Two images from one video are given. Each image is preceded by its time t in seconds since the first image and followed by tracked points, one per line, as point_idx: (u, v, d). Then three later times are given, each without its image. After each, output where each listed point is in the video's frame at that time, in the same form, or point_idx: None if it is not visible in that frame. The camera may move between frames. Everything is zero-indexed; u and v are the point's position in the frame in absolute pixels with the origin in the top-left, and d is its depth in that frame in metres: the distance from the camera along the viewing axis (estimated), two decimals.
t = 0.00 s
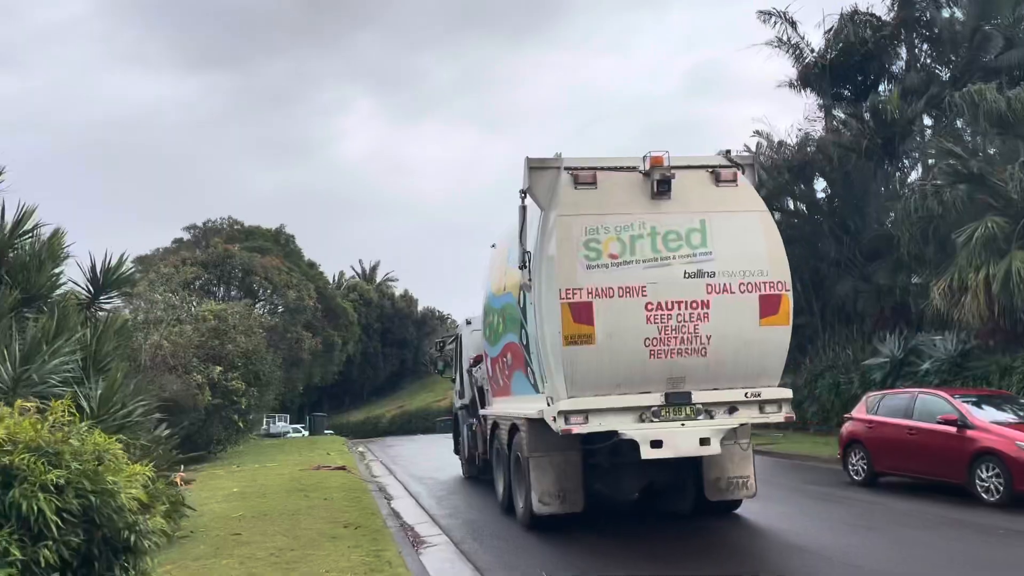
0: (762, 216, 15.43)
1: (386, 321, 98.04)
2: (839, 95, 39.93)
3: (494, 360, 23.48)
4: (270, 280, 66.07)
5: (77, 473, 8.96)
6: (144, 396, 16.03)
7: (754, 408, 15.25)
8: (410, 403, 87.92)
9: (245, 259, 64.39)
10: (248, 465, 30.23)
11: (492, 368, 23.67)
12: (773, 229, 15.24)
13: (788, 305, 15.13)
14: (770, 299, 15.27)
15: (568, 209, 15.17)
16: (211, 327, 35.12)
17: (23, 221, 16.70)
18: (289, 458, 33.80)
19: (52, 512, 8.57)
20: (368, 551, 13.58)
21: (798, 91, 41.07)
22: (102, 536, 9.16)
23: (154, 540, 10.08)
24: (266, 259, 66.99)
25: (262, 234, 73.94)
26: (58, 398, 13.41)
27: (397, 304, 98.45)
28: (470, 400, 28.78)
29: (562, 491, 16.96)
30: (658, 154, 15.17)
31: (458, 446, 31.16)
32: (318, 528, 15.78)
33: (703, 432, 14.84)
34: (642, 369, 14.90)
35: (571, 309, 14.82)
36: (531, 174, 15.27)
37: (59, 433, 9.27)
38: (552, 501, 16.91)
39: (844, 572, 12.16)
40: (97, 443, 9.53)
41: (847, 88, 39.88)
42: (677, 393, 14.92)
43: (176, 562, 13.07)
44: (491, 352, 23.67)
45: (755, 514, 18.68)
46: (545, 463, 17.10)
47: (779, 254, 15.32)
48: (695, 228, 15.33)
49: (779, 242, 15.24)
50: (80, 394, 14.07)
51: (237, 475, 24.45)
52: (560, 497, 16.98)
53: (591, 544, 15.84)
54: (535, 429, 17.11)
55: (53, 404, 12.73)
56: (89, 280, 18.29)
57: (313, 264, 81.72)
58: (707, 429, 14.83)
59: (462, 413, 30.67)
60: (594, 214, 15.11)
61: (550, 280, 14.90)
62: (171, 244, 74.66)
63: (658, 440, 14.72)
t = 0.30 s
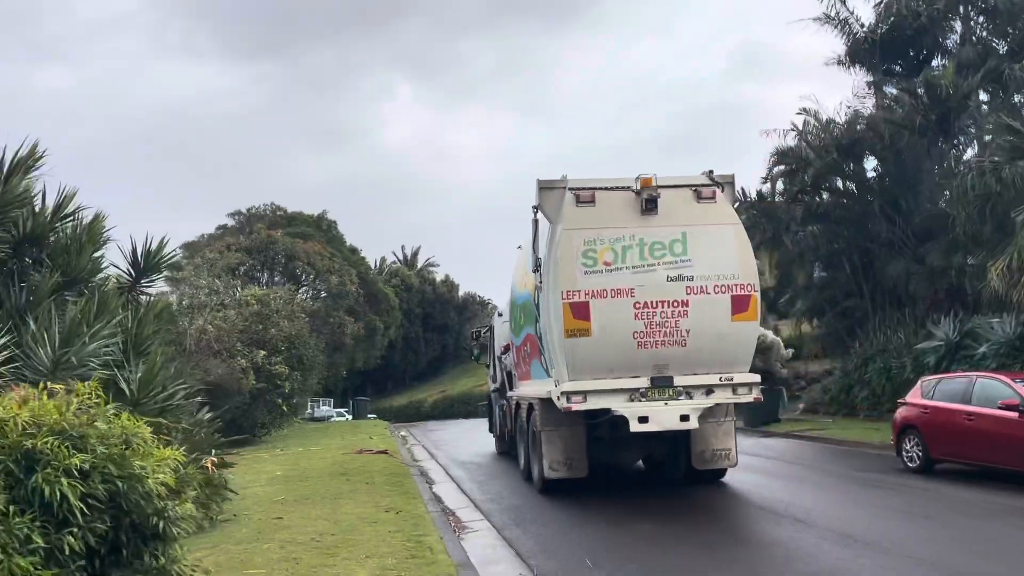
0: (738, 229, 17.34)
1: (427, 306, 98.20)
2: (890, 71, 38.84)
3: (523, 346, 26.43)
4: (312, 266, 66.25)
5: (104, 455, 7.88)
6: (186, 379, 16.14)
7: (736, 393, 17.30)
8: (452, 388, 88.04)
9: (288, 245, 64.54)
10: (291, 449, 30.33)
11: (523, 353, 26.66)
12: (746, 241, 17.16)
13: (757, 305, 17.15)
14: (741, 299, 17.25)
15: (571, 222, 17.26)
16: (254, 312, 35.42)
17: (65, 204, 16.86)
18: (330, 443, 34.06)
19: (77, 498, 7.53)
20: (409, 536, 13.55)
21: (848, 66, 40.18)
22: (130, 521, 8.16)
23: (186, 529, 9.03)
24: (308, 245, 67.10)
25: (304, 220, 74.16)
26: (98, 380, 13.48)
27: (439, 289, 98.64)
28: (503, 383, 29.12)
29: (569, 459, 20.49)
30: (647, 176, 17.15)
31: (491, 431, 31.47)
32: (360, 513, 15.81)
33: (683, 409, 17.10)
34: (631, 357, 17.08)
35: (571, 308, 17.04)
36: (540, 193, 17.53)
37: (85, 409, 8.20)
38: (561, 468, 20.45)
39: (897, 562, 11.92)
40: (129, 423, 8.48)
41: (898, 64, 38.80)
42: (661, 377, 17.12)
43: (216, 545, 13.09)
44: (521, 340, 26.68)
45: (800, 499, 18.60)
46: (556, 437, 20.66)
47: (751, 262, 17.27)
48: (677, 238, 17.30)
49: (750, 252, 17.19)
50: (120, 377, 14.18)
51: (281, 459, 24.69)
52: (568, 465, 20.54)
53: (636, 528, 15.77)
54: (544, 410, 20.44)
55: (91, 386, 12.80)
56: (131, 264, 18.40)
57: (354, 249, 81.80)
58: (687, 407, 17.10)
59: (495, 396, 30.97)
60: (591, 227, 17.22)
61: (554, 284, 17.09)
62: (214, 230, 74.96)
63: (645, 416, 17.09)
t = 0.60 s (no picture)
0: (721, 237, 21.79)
1: (461, 292, 98.30)
2: (937, 48, 38.61)
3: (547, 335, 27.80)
4: (348, 252, 66.37)
5: (130, 446, 7.53)
6: (221, 364, 16.17)
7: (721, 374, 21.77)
8: (487, 374, 88.10)
9: (323, 231, 64.68)
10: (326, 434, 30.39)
11: (547, 340, 27.98)
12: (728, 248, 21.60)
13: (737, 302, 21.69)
14: (723, 296, 21.86)
15: (582, 234, 21.87)
16: (290, 297, 35.57)
17: (100, 190, 16.95)
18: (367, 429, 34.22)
19: (101, 487, 7.20)
20: (444, 525, 13.46)
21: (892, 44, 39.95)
22: (157, 515, 7.77)
23: (216, 525, 8.65)
24: (344, 231, 67.18)
25: (339, 207, 74.28)
26: (130, 366, 13.49)
27: (472, 275, 98.80)
28: (531, 366, 29.41)
29: (581, 432, 25.99)
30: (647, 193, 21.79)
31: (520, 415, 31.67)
32: (396, 499, 15.78)
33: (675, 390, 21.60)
34: (632, 344, 21.69)
35: (582, 303, 21.66)
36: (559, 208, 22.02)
37: (110, 399, 7.87)
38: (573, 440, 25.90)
39: (949, 556, 11.72)
40: (153, 414, 8.17)
41: (945, 40, 38.54)
42: (657, 363, 21.63)
43: (249, 533, 13.03)
44: (545, 329, 28.01)
45: (840, 486, 18.48)
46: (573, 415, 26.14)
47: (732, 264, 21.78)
48: (670, 246, 21.79)
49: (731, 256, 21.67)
50: (155, 361, 14.22)
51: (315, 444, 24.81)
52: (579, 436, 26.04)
53: (674, 515, 15.67)
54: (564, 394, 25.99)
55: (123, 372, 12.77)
56: (166, 249, 18.44)
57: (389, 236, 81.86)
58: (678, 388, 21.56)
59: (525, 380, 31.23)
60: (600, 237, 21.82)
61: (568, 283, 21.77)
62: (250, 216, 75.18)
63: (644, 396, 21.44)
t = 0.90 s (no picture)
0: (709, 242, 24.10)
1: (487, 278, 98.39)
2: (973, 26, 37.98)
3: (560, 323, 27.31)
4: (375, 237, 66.43)
5: (148, 434, 7.54)
6: (247, 349, 16.21)
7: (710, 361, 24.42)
8: (514, 361, 88.13)
9: (350, 217, 64.76)
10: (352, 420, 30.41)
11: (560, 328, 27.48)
12: (714, 252, 24.11)
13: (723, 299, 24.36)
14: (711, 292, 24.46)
15: (589, 239, 24.38)
16: (318, 284, 35.66)
17: (126, 176, 17.00)
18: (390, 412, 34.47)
19: (119, 476, 7.19)
20: (470, 512, 13.47)
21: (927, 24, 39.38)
22: (177, 502, 7.78)
23: (237, 511, 8.66)
24: (371, 217, 67.23)
25: (367, 193, 74.33)
26: (157, 354, 13.52)
27: (499, 261, 98.96)
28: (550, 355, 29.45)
29: (589, 408, 25.67)
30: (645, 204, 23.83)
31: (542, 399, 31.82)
32: (422, 485, 15.79)
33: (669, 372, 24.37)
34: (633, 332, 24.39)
35: (588, 298, 24.32)
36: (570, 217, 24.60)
37: (127, 386, 7.87)
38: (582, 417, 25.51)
39: (983, 547, 11.65)
40: (171, 400, 8.17)
41: (981, 21, 37.89)
42: (653, 349, 24.41)
43: (276, 520, 13.04)
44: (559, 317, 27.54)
45: (869, 473, 18.41)
46: (583, 391, 25.74)
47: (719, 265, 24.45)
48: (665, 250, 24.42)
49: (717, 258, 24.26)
50: (182, 348, 14.26)
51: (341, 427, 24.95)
52: (588, 412, 25.74)
53: (702, 503, 15.67)
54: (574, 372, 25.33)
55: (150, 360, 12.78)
56: (192, 237, 18.50)
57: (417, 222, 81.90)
58: (673, 370, 24.40)
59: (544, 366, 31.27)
60: (606, 241, 24.41)
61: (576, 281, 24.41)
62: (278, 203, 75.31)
63: (640, 376, 24.35)
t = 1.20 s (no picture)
0: (882, 199, 11.93)
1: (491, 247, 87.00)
2: None
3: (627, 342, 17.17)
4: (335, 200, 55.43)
5: None
6: None
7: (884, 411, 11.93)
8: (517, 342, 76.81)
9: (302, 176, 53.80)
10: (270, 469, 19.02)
11: (626, 351, 17.43)
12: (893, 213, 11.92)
13: (907, 296, 11.82)
14: (882, 289, 11.86)
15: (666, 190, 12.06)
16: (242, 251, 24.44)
17: None
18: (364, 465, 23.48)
19: None
20: None
21: None
22: None
23: None
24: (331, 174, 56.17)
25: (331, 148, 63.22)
26: None
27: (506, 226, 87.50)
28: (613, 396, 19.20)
29: (673, 488, 13.17)
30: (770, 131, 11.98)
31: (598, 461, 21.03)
32: None
33: (811, 426, 11.81)
34: (741, 360, 11.93)
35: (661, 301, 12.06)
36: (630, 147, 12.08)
37: None
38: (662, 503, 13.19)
39: None
40: None
41: None
42: (780, 387, 11.87)
43: None
44: (625, 334, 17.44)
45: None
46: (657, 461, 13.24)
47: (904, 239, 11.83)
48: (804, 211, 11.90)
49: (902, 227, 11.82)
50: None
51: (226, 507, 14.38)
52: (672, 494, 13.26)
53: None
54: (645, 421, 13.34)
55: None
56: None
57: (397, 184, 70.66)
58: (813, 421, 11.84)
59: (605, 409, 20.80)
60: (695, 192, 11.99)
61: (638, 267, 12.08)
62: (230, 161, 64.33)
63: (761, 436, 11.80)
